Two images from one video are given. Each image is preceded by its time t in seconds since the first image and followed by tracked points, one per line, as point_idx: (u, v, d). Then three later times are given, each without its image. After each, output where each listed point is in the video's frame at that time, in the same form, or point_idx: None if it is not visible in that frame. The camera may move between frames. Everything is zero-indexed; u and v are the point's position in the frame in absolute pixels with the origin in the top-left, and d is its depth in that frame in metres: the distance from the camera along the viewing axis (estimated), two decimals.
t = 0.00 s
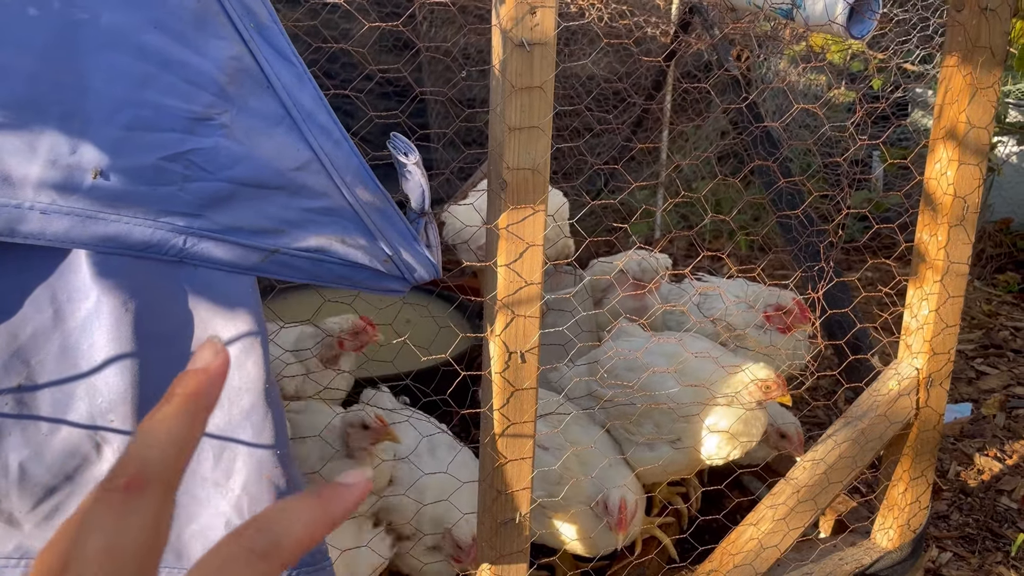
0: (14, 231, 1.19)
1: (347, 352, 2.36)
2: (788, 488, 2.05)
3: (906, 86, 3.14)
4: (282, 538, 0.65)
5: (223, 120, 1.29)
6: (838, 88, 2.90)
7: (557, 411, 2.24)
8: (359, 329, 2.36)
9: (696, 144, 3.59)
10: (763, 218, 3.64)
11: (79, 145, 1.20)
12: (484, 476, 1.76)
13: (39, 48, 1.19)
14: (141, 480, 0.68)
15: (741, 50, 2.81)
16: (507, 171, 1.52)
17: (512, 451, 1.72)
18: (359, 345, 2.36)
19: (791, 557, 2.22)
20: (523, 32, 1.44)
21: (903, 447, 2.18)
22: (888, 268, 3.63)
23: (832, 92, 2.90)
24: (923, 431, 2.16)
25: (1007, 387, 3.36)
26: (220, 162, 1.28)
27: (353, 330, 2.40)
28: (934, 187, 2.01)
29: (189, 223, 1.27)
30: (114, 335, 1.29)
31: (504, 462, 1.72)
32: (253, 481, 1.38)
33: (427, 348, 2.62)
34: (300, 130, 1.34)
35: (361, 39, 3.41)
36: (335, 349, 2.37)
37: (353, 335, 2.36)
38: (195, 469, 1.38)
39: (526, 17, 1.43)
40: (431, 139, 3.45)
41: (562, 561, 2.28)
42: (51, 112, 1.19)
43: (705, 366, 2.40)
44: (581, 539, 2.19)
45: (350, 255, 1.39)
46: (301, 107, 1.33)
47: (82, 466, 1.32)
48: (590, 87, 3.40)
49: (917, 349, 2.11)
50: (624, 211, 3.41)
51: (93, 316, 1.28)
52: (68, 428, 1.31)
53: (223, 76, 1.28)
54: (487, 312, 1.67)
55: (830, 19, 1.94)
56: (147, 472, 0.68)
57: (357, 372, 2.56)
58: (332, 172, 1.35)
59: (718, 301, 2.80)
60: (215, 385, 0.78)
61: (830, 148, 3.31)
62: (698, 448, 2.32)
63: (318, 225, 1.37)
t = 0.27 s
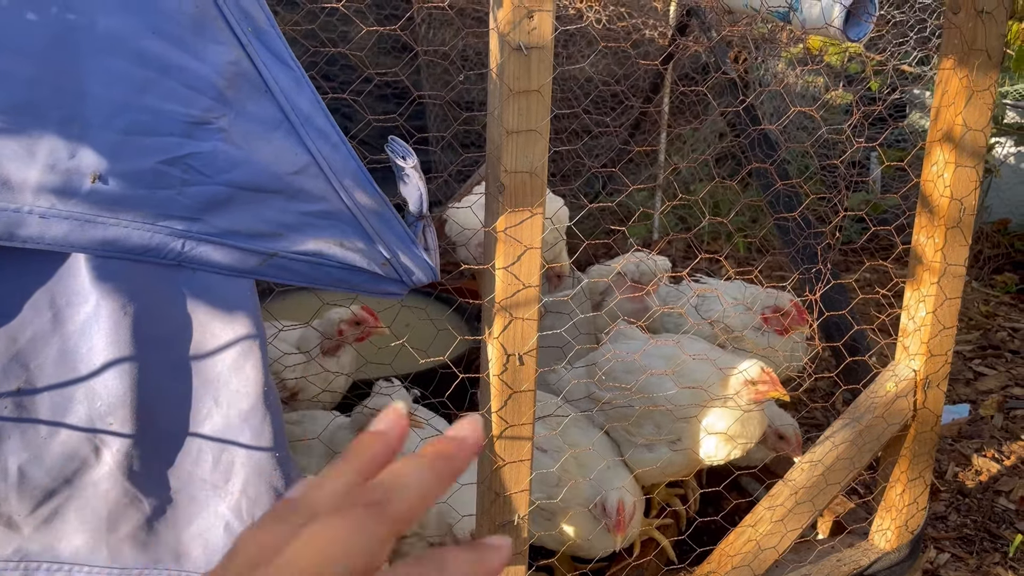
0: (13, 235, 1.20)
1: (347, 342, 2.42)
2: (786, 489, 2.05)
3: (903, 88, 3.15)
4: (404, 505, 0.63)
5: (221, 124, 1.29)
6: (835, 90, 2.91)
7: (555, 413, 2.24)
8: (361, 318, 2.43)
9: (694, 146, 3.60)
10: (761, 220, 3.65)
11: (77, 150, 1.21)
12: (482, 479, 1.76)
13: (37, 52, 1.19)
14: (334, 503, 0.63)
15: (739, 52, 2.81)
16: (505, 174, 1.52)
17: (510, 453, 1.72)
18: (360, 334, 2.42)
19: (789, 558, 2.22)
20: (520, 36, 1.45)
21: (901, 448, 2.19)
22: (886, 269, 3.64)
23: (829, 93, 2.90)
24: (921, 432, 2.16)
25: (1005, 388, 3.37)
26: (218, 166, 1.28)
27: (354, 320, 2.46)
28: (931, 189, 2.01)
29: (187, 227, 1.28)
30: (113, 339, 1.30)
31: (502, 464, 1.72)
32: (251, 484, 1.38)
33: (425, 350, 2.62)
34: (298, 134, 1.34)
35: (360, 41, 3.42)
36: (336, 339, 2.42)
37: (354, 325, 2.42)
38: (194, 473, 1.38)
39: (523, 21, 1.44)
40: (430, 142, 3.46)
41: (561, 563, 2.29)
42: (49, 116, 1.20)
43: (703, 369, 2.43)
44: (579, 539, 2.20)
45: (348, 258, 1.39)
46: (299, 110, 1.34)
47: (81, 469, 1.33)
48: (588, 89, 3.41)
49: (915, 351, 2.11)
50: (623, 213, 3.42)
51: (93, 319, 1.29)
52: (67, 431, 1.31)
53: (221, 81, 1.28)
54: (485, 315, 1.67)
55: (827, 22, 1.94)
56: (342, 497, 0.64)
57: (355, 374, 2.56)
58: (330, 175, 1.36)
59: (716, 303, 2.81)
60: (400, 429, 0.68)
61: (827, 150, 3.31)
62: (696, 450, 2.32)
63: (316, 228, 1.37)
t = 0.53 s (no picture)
0: (9, 232, 1.19)
1: (346, 341, 2.41)
2: (786, 488, 2.05)
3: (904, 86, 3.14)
4: None
5: (218, 121, 1.28)
6: (836, 88, 2.90)
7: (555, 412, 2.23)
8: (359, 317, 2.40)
9: (693, 145, 3.59)
10: (761, 219, 3.64)
11: (73, 147, 1.20)
12: (481, 478, 1.76)
13: (33, 48, 1.18)
14: None
15: (739, 50, 2.81)
16: (504, 172, 1.51)
17: (510, 452, 1.71)
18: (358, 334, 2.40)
19: (790, 557, 2.22)
20: (519, 32, 1.44)
21: (902, 446, 2.18)
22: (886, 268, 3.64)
23: (829, 92, 2.90)
24: (922, 431, 2.15)
25: (1006, 386, 3.36)
26: (215, 163, 1.28)
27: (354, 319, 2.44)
28: (932, 186, 2.00)
29: (185, 224, 1.27)
30: (109, 337, 1.28)
31: (502, 463, 1.72)
32: (250, 483, 1.37)
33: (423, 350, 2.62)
34: (296, 131, 1.33)
35: (359, 40, 3.41)
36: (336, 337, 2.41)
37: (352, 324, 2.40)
38: (192, 472, 1.37)
39: (522, 17, 1.43)
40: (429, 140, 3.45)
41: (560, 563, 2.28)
42: (45, 113, 1.19)
43: (702, 367, 2.40)
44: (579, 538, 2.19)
45: (346, 256, 1.38)
46: (297, 107, 1.33)
47: (77, 469, 1.32)
48: (587, 88, 3.40)
49: (916, 349, 2.10)
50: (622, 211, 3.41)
51: (89, 318, 1.28)
52: (64, 431, 1.30)
53: (218, 77, 1.28)
54: (485, 313, 1.67)
55: (827, 18, 1.94)
56: None
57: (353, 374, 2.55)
58: (328, 172, 1.35)
59: (716, 301, 2.80)
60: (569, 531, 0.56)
61: (827, 148, 3.31)
62: (696, 449, 2.32)
63: (315, 226, 1.36)
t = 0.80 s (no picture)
0: None
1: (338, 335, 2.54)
2: (779, 489, 2.05)
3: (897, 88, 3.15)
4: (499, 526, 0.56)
5: (208, 124, 1.29)
6: (829, 89, 2.91)
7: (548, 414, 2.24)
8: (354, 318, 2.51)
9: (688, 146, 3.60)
10: (755, 220, 3.65)
11: (63, 151, 1.20)
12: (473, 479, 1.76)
13: (22, 53, 1.18)
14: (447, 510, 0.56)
15: (733, 52, 2.82)
16: (495, 174, 1.52)
17: (502, 454, 1.72)
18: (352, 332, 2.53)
19: (784, 558, 2.22)
20: (509, 35, 1.45)
21: (895, 447, 2.19)
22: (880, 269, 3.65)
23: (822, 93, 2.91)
24: (914, 432, 2.16)
25: (1000, 387, 3.37)
26: (205, 166, 1.28)
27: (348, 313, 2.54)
28: (922, 188, 2.01)
29: (175, 228, 1.27)
30: (100, 340, 1.29)
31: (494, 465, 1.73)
32: (241, 485, 1.38)
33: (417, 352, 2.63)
34: (286, 134, 1.34)
35: (353, 42, 3.42)
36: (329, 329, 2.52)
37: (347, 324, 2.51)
38: (183, 476, 1.37)
39: (512, 20, 1.44)
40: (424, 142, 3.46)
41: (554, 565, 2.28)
42: (35, 117, 1.19)
43: (694, 368, 2.41)
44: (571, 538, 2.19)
45: (338, 259, 1.38)
46: (287, 110, 1.33)
47: (68, 472, 1.32)
48: (581, 89, 3.41)
49: (908, 350, 2.11)
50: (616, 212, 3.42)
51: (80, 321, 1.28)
52: (55, 434, 1.30)
53: (208, 81, 1.28)
54: (477, 316, 1.67)
55: (817, 21, 1.94)
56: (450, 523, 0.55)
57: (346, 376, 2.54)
58: (319, 175, 1.35)
59: (709, 302, 2.80)
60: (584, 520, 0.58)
61: (821, 150, 3.32)
62: (689, 450, 2.33)
63: (305, 229, 1.36)
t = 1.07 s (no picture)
0: None
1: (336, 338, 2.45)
2: (778, 488, 2.04)
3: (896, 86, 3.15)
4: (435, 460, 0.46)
5: (203, 122, 1.28)
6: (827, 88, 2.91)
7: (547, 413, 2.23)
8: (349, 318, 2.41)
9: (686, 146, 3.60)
10: (753, 219, 3.65)
11: (58, 149, 1.20)
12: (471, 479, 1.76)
13: (16, 50, 1.18)
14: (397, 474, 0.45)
15: (731, 51, 2.81)
16: (492, 173, 1.51)
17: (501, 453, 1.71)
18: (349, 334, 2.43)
19: (783, 558, 2.22)
20: (506, 33, 1.44)
21: (894, 446, 2.18)
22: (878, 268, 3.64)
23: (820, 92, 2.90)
24: (913, 431, 2.16)
25: (999, 386, 3.37)
26: (201, 164, 1.27)
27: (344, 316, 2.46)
28: (921, 186, 2.01)
29: (171, 226, 1.27)
30: (95, 340, 1.28)
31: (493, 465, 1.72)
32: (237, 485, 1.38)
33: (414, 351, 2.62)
34: (282, 133, 1.33)
35: (350, 41, 3.41)
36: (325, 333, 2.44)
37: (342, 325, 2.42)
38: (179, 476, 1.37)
39: (509, 18, 1.43)
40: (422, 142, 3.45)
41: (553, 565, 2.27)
42: (29, 115, 1.18)
43: (693, 367, 2.41)
44: (570, 539, 2.20)
45: (334, 257, 1.38)
46: (282, 109, 1.33)
47: (64, 472, 1.31)
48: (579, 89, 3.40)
49: (907, 348, 2.11)
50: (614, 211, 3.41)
51: (74, 321, 1.27)
52: (50, 434, 1.30)
53: (203, 79, 1.28)
54: (475, 314, 1.67)
55: (815, 18, 1.94)
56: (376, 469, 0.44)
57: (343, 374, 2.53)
58: (315, 174, 1.35)
59: (707, 301, 2.80)
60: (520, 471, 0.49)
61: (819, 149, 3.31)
62: (687, 450, 2.33)
63: (302, 227, 1.36)
